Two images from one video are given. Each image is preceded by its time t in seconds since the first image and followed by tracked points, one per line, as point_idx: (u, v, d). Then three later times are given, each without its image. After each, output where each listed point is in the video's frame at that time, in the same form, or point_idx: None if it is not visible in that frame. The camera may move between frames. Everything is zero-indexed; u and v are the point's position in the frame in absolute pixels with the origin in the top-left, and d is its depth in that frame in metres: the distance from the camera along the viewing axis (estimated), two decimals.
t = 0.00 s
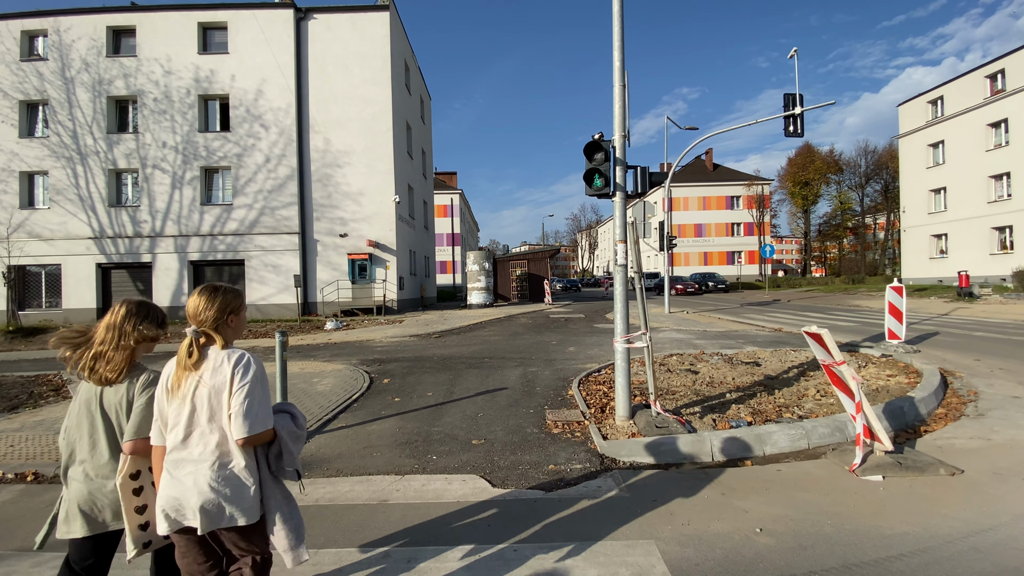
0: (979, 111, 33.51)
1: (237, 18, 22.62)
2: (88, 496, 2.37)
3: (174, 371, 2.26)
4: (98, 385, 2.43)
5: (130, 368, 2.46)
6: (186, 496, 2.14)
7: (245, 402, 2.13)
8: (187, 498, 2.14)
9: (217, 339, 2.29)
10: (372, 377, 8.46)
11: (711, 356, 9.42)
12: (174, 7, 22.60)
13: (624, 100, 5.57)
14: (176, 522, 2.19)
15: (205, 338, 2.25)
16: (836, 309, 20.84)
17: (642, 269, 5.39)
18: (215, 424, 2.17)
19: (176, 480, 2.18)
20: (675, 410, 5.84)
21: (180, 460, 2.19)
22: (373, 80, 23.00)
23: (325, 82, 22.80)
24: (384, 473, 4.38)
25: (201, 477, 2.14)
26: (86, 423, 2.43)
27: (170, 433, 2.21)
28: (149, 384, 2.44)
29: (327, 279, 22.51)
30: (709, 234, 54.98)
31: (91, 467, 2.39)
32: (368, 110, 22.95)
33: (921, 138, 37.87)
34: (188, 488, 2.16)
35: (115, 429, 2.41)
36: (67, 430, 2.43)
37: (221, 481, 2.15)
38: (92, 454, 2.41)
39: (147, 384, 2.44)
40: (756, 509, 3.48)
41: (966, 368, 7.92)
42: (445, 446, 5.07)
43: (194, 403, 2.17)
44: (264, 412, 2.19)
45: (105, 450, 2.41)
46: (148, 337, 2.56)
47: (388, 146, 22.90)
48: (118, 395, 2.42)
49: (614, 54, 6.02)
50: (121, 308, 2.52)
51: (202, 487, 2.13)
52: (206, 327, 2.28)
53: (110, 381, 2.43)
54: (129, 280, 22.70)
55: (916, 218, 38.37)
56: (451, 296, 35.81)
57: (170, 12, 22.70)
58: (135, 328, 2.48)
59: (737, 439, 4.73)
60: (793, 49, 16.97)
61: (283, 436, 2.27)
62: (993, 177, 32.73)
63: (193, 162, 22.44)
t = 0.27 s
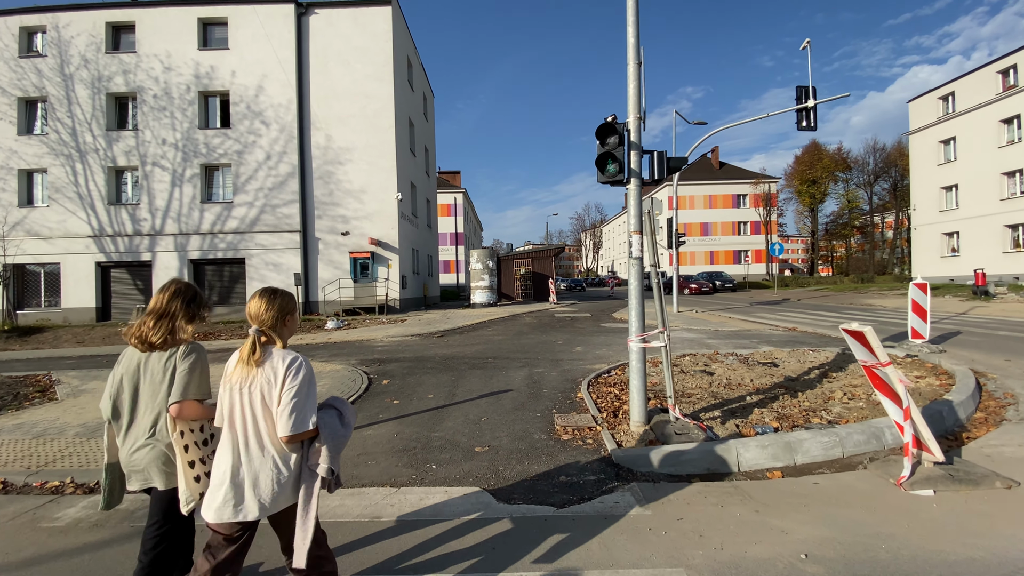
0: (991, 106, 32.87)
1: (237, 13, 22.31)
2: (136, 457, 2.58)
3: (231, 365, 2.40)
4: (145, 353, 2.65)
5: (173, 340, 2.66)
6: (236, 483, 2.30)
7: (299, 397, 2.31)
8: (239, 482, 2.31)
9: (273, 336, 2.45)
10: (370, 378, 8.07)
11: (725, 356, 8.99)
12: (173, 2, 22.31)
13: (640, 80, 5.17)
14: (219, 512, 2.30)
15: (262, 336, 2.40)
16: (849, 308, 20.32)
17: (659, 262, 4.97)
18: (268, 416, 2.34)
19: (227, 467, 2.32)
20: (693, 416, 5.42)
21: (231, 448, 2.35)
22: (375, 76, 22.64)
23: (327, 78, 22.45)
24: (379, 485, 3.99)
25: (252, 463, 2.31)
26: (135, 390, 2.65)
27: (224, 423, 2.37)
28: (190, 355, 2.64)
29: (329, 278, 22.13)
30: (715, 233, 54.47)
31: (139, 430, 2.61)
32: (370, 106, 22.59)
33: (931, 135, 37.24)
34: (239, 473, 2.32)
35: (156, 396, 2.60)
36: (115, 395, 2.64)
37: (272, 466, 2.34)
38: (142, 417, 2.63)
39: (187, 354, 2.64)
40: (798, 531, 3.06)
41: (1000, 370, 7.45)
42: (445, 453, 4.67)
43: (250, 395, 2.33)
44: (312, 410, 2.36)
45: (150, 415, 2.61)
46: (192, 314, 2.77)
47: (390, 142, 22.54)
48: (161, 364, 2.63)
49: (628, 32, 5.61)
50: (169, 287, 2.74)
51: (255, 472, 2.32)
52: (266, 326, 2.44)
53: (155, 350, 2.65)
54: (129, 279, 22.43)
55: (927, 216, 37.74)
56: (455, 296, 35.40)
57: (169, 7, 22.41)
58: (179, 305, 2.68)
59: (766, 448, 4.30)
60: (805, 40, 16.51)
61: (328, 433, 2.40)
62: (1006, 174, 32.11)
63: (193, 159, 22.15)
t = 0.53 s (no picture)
0: (1006, 102, 32.13)
1: (238, 9, 22.00)
2: (176, 448, 2.86)
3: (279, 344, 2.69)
4: (191, 357, 2.95)
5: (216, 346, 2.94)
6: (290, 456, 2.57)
7: (346, 378, 2.59)
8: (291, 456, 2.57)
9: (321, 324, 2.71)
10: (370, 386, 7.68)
11: (743, 361, 8.52)
12: None
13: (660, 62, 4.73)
14: (276, 476, 2.62)
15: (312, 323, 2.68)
16: (865, 309, 19.73)
17: (682, 263, 4.53)
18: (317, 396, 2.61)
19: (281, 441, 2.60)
20: (718, 429, 4.99)
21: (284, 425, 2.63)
22: (378, 73, 22.25)
23: (329, 75, 22.10)
24: (376, 511, 3.61)
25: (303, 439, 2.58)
26: (179, 386, 2.94)
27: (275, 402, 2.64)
28: (229, 362, 2.91)
29: (331, 278, 21.77)
30: (722, 232, 53.86)
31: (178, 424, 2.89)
32: (373, 104, 22.18)
33: (944, 132, 36.49)
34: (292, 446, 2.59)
35: (198, 396, 2.89)
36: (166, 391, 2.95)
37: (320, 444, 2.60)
38: (181, 413, 2.90)
39: (226, 361, 2.91)
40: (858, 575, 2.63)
41: None
42: (448, 472, 4.27)
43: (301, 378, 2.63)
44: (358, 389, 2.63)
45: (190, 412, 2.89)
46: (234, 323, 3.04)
47: (393, 141, 22.15)
48: (202, 367, 2.90)
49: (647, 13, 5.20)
50: (214, 297, 3.02)
51: (304, 447, 2.57)
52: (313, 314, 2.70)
53: (200, 355, 2.94)
54: (129, 280, 22.18)
55: (940, 215, 36.99)
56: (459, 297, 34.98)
57: (169, 5, 22.13)
58: (224, 314, 2.95)
59: (803, 469, 3.88)
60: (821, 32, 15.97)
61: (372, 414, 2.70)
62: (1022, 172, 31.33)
63: (194, 158, 21.85)
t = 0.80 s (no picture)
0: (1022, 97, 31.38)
1: (240, 5, 21.73)
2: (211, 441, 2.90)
3: (319, 342, 2.89)
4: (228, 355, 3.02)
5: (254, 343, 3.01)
6: (325, 445, 2.71)
7: (369, 372, 2.68)
8: (325, 446, 2.72)
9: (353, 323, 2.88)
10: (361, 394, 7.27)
11: (761, 365, 8.05)
12: None
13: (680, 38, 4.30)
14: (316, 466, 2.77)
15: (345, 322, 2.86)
16: (879, 308, 19.20)
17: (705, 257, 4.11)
18: (347, 390, 2.74)
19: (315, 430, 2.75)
20: (742, 439, 4.60)
21: (318, 416, 2.75)
22: (380, 69, 21.89)
23: (331, 71, 21.78)
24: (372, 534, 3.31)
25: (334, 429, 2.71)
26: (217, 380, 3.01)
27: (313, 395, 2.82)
28: (267, 358, 2.97)
29: (333, 278, 21.45)
30: (729, 231, 53.22)
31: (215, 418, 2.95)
32: (376, 100, 21.82)
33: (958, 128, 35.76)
34: (326, 436, 2.72)
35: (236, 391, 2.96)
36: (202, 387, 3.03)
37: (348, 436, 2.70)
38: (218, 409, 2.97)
39: (264, 357, 2.97)
40: None
41: None
42: (449, 488, 3.91)
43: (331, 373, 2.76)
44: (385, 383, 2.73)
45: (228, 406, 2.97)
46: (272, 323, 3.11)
47: (396, 138, 21.79)
48: (241, 363, 2.97)
49: None
50: (253, 297, 3.11)
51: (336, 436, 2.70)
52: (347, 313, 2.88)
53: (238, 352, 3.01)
54: (131, 279, 21.95)
55: (954, 213, 36.24)
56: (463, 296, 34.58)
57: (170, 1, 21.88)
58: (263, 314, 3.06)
59: (843, 487, 3.54)
60: (836, 23, 15.48)
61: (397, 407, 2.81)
62: None
63: (195, 156, 21.58)
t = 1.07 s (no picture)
0: None
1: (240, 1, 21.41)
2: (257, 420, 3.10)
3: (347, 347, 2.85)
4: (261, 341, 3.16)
5: (280, 328, 3.14)
6: (348, 445, 2.70)
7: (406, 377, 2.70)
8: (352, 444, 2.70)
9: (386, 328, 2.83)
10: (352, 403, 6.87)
11: (779, 370, 7.58)
12: None
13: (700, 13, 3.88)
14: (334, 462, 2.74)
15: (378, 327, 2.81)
16: (893, 309, 18.69)
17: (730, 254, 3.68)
18: (375, 394, 2.74)
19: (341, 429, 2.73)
20: (768, 456, 4.17)
21: (346, 414, 2.76)
22: (382, 66, 21.51)
23: (332, 68, 21.42)
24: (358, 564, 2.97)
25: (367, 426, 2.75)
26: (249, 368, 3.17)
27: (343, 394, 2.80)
28: (293, 341, 3.08)
29: (334, 277, 21.09)
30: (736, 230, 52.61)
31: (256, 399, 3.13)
32: (377, 97, 21.44)
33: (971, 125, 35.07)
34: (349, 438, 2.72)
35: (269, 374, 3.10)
36: (237, 372, 3.19)
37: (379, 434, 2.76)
38: (258, 391, 3.13)
39: (291, 338, 3.09)
40: None
41: None
42: (445, 512, 3.51)
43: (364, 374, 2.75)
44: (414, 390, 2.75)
45: (265, 388, 3.11)
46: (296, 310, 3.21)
47: (398, 135, 21.42)
48: (272, 349, 3.11)
49: None
50: (277, 288, 3.23)
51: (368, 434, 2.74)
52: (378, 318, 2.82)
53: (269, 338, 3.15)
54: (130, 279, 21.69)
55: (967, 211, 35.55)
56: (467, 296, 34.21)
57: None
58: (288, 301, 3.16)
59: (890, 516, 3.15)
60: (850, 15, 15.00)
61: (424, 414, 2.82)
62: None
63: (194, 154, 21.26)
